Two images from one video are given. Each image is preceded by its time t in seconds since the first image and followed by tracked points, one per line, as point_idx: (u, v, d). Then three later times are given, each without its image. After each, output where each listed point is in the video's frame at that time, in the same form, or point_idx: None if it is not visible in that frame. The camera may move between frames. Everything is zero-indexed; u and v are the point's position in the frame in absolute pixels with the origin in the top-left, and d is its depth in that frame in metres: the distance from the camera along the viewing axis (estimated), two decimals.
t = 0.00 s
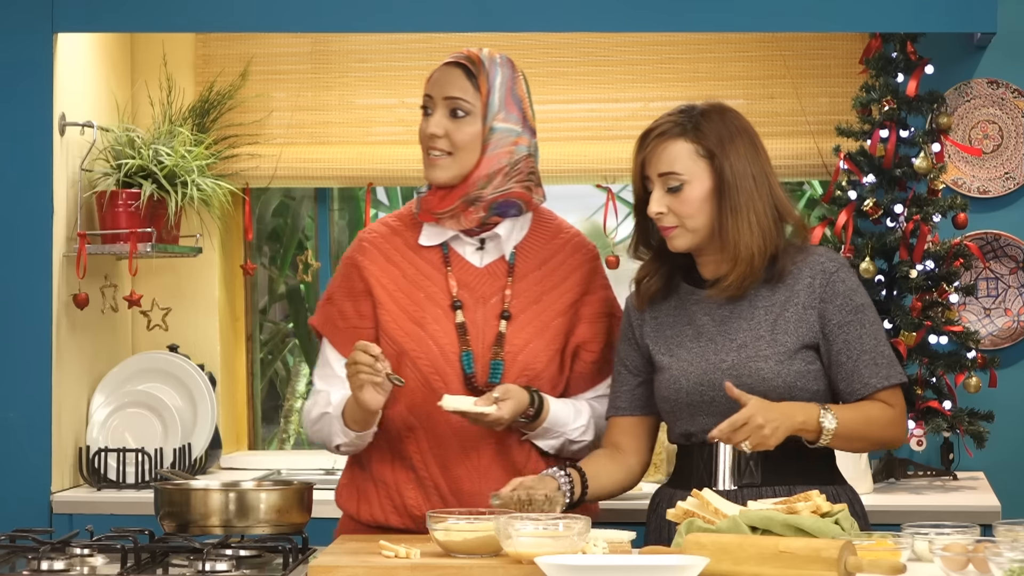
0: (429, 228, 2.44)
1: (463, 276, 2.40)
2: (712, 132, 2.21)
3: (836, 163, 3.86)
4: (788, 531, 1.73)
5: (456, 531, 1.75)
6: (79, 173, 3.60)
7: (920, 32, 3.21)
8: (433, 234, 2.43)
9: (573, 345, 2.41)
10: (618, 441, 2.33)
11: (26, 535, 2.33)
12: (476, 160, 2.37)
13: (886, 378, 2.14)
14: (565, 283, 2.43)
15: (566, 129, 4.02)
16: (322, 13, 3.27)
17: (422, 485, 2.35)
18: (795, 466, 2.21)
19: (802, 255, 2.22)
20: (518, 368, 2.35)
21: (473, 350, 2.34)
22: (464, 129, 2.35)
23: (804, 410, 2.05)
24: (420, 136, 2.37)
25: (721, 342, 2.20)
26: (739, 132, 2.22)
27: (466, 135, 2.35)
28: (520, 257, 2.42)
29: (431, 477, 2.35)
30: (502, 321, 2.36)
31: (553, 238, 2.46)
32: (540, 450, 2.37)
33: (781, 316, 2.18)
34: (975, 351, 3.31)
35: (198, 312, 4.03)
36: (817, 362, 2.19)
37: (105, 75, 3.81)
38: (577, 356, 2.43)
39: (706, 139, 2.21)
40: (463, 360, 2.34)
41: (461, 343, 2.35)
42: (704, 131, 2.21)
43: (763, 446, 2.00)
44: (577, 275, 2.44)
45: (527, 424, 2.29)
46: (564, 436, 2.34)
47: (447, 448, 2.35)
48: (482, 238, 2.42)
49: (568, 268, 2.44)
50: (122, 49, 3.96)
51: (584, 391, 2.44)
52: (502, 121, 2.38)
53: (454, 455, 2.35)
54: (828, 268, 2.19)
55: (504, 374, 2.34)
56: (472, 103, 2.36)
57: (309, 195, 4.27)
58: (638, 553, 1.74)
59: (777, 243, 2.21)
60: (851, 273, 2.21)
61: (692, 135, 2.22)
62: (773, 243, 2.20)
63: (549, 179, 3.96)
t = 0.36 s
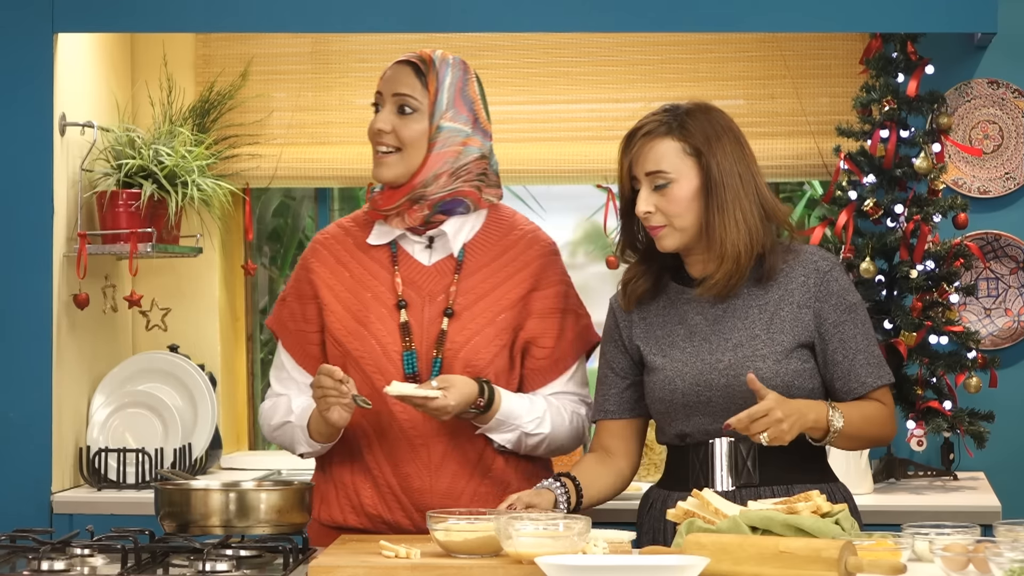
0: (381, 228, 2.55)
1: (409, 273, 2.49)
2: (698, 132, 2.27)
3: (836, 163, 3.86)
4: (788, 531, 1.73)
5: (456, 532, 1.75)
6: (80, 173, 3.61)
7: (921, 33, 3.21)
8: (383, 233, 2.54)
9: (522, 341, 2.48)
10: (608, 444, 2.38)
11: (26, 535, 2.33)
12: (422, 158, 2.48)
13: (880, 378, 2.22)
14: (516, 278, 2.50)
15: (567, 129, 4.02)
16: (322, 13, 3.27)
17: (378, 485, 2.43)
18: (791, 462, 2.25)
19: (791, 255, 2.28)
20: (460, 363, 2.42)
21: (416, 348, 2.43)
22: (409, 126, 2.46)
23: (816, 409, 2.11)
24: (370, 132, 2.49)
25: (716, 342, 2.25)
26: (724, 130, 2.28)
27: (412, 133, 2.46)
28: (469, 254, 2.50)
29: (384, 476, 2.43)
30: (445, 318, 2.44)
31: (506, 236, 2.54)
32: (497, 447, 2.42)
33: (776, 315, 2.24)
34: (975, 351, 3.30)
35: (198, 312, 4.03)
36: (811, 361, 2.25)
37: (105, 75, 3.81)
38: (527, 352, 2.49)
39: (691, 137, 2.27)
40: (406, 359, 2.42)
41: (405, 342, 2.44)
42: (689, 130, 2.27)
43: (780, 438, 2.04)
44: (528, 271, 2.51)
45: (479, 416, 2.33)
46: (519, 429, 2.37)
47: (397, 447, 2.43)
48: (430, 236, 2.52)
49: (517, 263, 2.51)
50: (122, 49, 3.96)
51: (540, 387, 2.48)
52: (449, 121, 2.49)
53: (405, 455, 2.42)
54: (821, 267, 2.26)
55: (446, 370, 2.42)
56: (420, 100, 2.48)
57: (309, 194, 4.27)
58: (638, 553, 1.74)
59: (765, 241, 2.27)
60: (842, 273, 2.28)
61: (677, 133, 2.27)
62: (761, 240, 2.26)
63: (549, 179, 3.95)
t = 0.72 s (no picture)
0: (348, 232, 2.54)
1: (377, 278, 2.48)
2: (727, 120, 2.35)
3: (836, 163, 3.86)
4: (788, 531, 1.73)
5: (456, 532, 1.75)
6: (79, 174, 3.60)
7: (921, 32, 3.21)
8: (350, 239, 2.53)
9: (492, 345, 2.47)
10: (619, 436, 2.44)
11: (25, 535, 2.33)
12: (386, 155, 2.50)
13: (871, 385, 2.20)
14: (484, 281, 2.49)
15: (567, 130, 4.02)
16: (323, 13, 3.26)
17: (355, 492, 2.42)
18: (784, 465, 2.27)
19: (800, 259, 2.29)
20: (431, 372, 2.41)
21: (386, 355, 2.41)
22: (375, 121, 2.49)
23: (786, 387, 2.06)
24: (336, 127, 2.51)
25: (718, 341, 2.28)
26: (757, 126, 2.35)
27: (377, 128, 2.48)
28: (435, 258, 2.50)
29: (360, 483, 2.42)
30: (414, 325, 2.42)
31: (473, 241, 2.54)
32: (475, 450, 2.42)
33: (780, 317, 2.26)
34: (975, 351, 3.31)
35: (198, 312, 4.03)
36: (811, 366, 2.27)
37: (105, 75, 3.81)
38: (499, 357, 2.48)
39: (724, 124, 2.34)
40: (377, 367, 2.40)
41: (375, 350, 2.42)
42: (724, 119, 2.35)
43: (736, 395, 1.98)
44: (497, 274, 2.51)
45: (458, 423, 2.32)
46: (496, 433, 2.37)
47: (372, 454, 2.41)
48: (397, 241, 2.50)
49: (485, 267, 2.51)
50: (122, 49, 3.96)
51: (516, 390, 2.48)
52: (415, 119, 2.51)
53: (381, 461, 2.41)
54: (829, 272, 2.27)
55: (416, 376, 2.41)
56: (387, 96, 2.50)
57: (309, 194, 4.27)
58: (638, 553, 1.74)
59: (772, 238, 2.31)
60: (849, 279, 2.29)
61: (711, 118, 2.35)
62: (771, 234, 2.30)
63: (549, 179, 3.95)
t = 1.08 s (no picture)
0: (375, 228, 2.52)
1: (402, 274, 2.46)
2: (782, 126, 2.39)
3: (836, 163, 3.86)
4: (788, 531, 1.73)
5: (456, 532, 1.75)
6: (79, 174, 3.60)
7: (921, 32, 3.21)
8: (376, 236, 2.51)
9: (514, 344, 2.46)
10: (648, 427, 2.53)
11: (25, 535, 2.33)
12: (405, 156, 2.48)
13: (875, 405, 2.24)
14: (510, 281, 2.49)
15: (567, 130, 4.02)
16: (324, 14, 3.26)
17: (371, 488, 2.39)
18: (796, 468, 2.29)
19: (827, 270, 2.33)
20: (458, 368, 2.40)
21: (412, 350, 2.39)
22: (393, 120, 2.48)
23: (787, 405, 2.16)
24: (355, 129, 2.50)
25: (734, 345, 2.33)
26: (807, 137, 2.39)
27: (395, 132, 2.47)
28: (461, 257, 2.48)
29: (376, 477, 2.39)
30: (440, 321, 2.41)
31: (498, 240, 2.52)
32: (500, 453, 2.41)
33: (797, 326, 2.30)
34: (975, 350, 3.31)
35: (198, 312, 4.03)
36: (823, 376, 2.31)
37: (105, 75, 3.81)
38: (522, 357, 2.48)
39: (774, 128, 2.38)
40: (402, 360, 2.39)
41: (400, 344, 2.40)
42: (774, 122, 2.39)
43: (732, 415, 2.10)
44: (521, 275, 2.50)
45: (488, 423, 2.32)
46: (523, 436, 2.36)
47: (391, 449, 2.38)
48: (421, 238, 2.49)
49: (511, 267, 2.50)
50: (122, 49, 3.96)
51: (537, 391, 2.48)
52: (432, 119, 2.49)
53: (397, 456, 2.38)
54: (849, 284, 2.29)
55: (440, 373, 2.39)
56: (400, 100, 2.48)
57: (308, 194, 4.27)
58: (638, 553, 1.74)
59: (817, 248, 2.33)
60: (872, 292, 2.30)
61: (762, 121, 2.40)
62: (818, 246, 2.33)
63: (549, 179, 3.95)
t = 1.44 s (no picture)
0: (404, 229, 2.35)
1: (440, 275, 2.32)
2: (818, 130, 2.34)
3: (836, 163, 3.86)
4: (787, 531, 1.73)
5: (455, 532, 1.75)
6: (79, 174, 3.60)
7: (921, 32, 3.21)
8: (412, 237, 2.33)
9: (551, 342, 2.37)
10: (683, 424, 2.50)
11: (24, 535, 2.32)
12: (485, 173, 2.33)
13: (909, 412, 2.20)
14: (545, 280, 2.38)
15: (566, 130, 4.03)
16: (323, 14, 3.26)
17: (398, 486, 2.26)
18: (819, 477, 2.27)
19: (861, 275, 2.29)
20: (504, 368, 2.27)
21: (455, 350, 2.26)
22: (480, 143, 2.28)
23: (813, 421, 2.16)
24: (429, 156, 2.28)
25: (766, 346, 2.31)
26: (842, 140, 2.34)
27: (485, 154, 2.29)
28: (496, 256, 2.36)
29: (406, 476, 2.26)
30: (482, 321, 2.29)
31: (528, 235, 2.41)
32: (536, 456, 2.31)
33: (829, 330, 2.27)
34: (974, 351, 3.32)
35: (198, 312, 4.03)
36: (854, 382, 2.27)
37: (105, 75, 3.81)
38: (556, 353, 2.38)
39: (808, 133, 2.34)
40: (446, 362, 2.25)
41: (444, 344, 2.26)
42: (808, 129, 2.34)
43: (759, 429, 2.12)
44: (553, 275, 2.39)
45: (529, 434, 2.23)
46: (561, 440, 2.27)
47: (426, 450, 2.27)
48: (459, 239, 2.34)
49: (545, 264, 2.40)
50: (122, 49, 3.96)
51: (568, 390, 2.39)
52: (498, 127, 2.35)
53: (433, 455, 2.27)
54: (884, 291, 2.26)
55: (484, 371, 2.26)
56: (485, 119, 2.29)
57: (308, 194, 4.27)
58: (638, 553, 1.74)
59: (849, 256, 2.30)
60: (908, 300, 2.27)
61: (796, 127, 2.35)
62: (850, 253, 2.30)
63: (548, 179, 3.95)
